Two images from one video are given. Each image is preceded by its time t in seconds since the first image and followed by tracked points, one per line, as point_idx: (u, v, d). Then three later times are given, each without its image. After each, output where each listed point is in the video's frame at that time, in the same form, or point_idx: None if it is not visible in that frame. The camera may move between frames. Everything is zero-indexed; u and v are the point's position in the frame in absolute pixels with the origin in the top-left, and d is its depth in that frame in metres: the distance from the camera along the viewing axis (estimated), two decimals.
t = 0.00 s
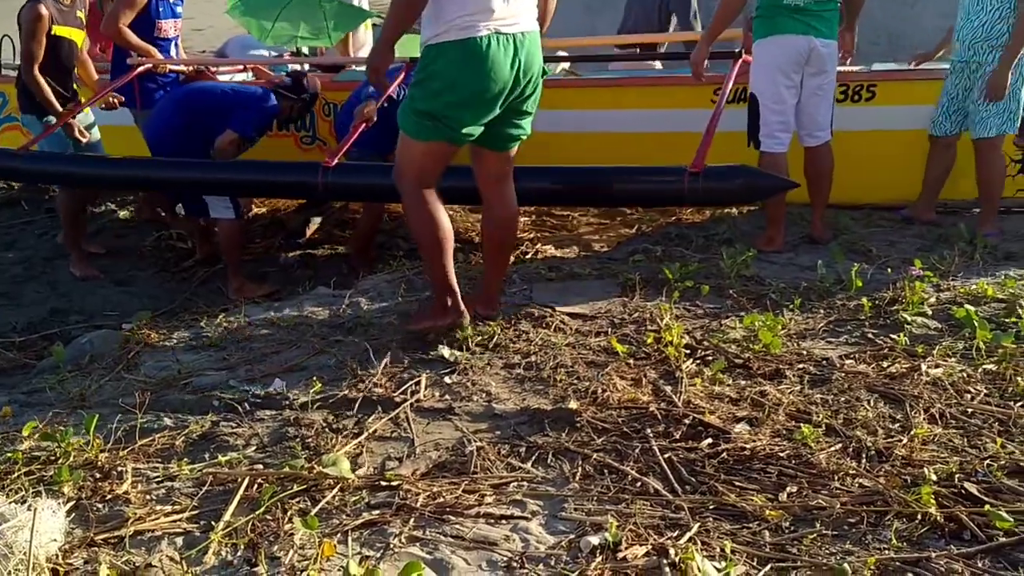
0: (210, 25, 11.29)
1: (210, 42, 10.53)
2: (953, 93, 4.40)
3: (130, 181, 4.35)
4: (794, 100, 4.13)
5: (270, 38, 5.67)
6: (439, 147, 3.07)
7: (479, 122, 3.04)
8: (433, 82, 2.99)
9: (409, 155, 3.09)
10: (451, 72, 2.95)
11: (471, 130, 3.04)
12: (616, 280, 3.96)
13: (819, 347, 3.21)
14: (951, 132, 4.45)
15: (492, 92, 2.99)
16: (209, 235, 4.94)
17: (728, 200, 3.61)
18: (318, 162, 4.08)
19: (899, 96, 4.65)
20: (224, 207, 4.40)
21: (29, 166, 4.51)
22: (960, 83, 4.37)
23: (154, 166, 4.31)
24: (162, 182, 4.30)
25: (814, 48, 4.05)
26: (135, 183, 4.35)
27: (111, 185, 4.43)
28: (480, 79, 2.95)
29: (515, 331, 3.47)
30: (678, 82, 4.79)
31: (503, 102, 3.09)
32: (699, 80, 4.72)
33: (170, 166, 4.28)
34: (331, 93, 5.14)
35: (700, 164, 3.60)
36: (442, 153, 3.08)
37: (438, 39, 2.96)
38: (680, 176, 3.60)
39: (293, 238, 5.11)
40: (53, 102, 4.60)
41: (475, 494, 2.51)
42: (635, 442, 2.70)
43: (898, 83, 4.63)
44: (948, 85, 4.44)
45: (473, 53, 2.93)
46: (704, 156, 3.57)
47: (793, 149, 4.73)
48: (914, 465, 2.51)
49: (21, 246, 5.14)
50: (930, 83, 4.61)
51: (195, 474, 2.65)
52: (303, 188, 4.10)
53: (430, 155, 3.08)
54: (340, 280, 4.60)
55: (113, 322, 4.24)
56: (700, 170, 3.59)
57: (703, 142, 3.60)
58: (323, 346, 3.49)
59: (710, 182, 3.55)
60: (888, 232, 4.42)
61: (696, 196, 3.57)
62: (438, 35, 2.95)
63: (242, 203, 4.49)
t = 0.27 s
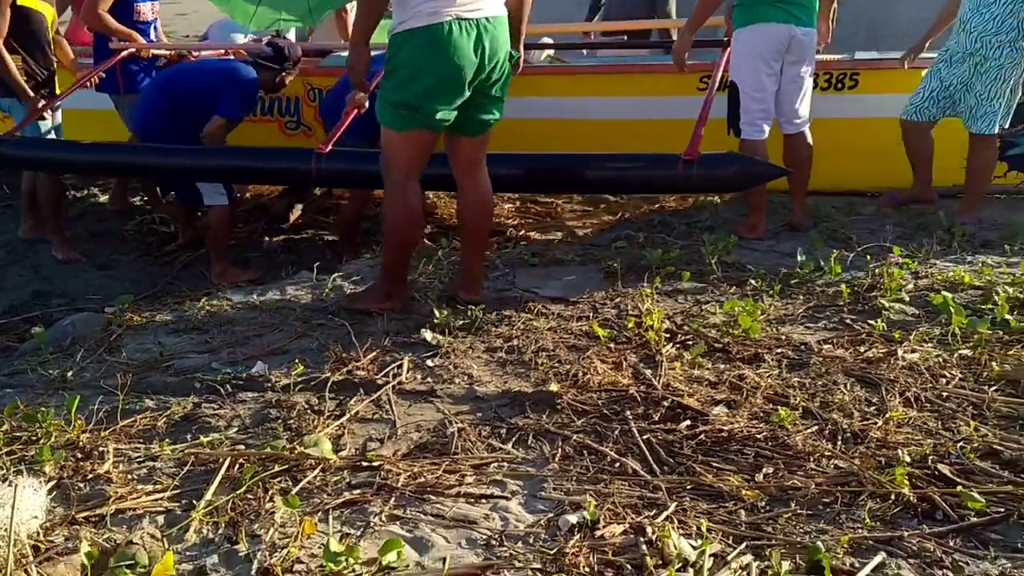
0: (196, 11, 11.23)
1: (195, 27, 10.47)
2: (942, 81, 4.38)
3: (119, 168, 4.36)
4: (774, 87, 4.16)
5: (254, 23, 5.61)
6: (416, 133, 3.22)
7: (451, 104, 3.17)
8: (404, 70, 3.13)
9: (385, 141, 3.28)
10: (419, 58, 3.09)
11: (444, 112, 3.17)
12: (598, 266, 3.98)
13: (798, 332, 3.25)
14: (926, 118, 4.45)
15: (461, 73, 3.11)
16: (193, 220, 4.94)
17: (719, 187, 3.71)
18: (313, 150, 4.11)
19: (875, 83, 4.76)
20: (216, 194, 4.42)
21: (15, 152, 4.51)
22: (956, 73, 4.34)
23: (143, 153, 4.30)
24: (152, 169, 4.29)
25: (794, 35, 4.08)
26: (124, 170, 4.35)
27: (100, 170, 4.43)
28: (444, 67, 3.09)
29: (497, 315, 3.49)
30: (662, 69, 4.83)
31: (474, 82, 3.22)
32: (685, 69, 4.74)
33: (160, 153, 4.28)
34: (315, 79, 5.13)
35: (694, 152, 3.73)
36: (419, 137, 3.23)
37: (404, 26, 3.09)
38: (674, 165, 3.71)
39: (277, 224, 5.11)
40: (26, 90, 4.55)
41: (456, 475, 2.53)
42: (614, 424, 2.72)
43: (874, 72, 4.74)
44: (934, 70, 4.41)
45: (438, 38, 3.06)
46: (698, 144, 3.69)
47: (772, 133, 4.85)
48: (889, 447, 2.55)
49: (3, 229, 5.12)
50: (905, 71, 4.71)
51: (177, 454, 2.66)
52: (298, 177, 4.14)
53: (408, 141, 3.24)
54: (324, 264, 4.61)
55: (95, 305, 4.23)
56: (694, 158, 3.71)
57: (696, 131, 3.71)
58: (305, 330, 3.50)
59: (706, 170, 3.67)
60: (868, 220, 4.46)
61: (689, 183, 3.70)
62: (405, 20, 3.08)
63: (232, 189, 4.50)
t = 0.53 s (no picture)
0: None
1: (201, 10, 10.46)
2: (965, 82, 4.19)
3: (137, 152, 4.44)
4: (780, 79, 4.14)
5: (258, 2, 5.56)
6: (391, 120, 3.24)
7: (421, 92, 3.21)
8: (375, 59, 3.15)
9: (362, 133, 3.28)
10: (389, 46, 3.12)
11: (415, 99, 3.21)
12: (600, 255, 3.98)
13: (797, 325, 3.25)
14: (957, 119, 4.23)
15: (430, 62, 3.15)
16: (196, 202, 4.94)
17: (735, 180, 3.77)
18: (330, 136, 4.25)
19: (883, 78, 4.74)
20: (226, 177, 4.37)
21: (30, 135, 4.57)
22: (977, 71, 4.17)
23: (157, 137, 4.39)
24: (160, 151, 4.38)
25: (802, 28, 4.05)
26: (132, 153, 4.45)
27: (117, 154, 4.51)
28: (413, 55, 3.11)
29: (497, 302, 3.49)
30: (668, 60, 4.83)
31: (443, 72, 3.26)
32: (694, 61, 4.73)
33: (169, 136, 4.38)
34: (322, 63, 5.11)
35: (712, 146, 3.76)
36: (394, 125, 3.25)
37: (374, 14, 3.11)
38: (693, 157, 3.75)
39: (279, 207, 5.11)
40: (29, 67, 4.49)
41: (452, 459, 2.53)
42: (611, 412, 2.73)
43: (883, 66, 4.72)
44: (952, 71, 4.22)
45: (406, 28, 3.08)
46: (716, 137, 3.73)
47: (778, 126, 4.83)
48: (885, 440, 2.55)
49: (6, 207, 5.13)
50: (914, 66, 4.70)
51: (175, 433, 2.67)
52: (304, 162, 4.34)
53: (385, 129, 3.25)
54: (326, 248, 4.61)
55: (96, 284, 4.24)
56: (712, 151, 3.74)
57: (713, 122, 3.74)
58: (305, 313, 3.50)
59: (722, 163, 3.71)
60: (871, 215, 4.45)
61: (707, 176, 3.74)
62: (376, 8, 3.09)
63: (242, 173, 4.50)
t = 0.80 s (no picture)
0: None
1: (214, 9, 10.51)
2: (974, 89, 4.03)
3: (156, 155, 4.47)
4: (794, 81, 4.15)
5: None
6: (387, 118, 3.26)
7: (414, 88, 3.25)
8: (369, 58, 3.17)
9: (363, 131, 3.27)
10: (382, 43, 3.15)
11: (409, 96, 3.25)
12: (609, 254, 3.98)
13: (807, 324, 3.24)
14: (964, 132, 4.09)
15: (424, 57, 3.21)
16: (207, 199, 4.96)
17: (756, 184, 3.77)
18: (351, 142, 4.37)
19: (896, 79, 4.73)
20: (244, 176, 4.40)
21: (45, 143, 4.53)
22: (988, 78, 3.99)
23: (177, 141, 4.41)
24: (176, 157, 4.43)
25: (819, 29, 4.06)
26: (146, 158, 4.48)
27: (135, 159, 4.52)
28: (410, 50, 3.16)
29: (506, 299, 3.50)
30: (679, 61, 4.84)
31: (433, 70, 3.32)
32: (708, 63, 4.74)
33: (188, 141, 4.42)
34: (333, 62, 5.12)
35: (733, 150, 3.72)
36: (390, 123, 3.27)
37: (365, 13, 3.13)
38: (713, 161, 3.76)
39: (290, 205, 5.13)
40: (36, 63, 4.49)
41: (460, 455, 2.54)
42: (620, 409, 2.73)
43: (896, 68, 4.70)
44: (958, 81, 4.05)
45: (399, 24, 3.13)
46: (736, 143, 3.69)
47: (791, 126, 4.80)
48: (894, 439, 2.54)
49: (20, 203, 5.16)
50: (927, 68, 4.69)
51: (185, 427, 2.68)
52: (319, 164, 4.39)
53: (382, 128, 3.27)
54: (336, 246, 4.62)
55: (108, 280, 4.26)
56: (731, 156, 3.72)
57: (732, 129, 3.72)
58: (315, 310, 3.51)
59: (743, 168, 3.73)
60: (882, 215, 4.44)
61: (726, 179, 3.74)
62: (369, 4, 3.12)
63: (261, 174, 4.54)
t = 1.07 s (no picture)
0: None
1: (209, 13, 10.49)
2: (969, 92, 3.97)
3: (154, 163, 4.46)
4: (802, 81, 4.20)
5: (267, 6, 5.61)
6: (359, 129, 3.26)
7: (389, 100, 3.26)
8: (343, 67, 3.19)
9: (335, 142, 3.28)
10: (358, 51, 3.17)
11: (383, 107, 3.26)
12: (608, 256, 3.98)
13: (806, 326, 3.24)
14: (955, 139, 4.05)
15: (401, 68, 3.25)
16: (205, 204, 4.95)
17: (755, 185, 3.76)
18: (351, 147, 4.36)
19: (894, 80, 4.73)
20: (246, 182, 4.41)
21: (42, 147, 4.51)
22: (984, 81, 3.94)
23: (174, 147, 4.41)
24: (171, 163, 4.44)
25: (828, 32, 4.11)
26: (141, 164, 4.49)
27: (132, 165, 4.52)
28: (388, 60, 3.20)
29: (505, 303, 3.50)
30: (677, 62, 4.84)
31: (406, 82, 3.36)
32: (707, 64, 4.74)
33: (184, 147, 4.41)
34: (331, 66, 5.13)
35: (732, 150, 3.74)
36: (363, 134, 3.27)
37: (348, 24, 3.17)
38: (713, 162, 3.76)
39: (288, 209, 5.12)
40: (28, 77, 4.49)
41: (460, 460, 2.54)
42: (620, 413, 2.73)
43: (893, 68, 4.71)
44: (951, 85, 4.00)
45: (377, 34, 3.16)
46: (735, 144, 3.71)
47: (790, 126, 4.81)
48: (894, 441, 2.55)
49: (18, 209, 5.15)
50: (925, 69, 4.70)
51: (185, 434, 2.68)
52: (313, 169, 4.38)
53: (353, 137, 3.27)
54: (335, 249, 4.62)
55: (107, 286, 4.25)
56: (731, 156, 3.73)
57: (731, 130, 3.73)
58: (314, 315, 3.51)
59: (743, 167, 3.73)
60: (880, 216, 4.45)
61: (726, 180, 3.74)
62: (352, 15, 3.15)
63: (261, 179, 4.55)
